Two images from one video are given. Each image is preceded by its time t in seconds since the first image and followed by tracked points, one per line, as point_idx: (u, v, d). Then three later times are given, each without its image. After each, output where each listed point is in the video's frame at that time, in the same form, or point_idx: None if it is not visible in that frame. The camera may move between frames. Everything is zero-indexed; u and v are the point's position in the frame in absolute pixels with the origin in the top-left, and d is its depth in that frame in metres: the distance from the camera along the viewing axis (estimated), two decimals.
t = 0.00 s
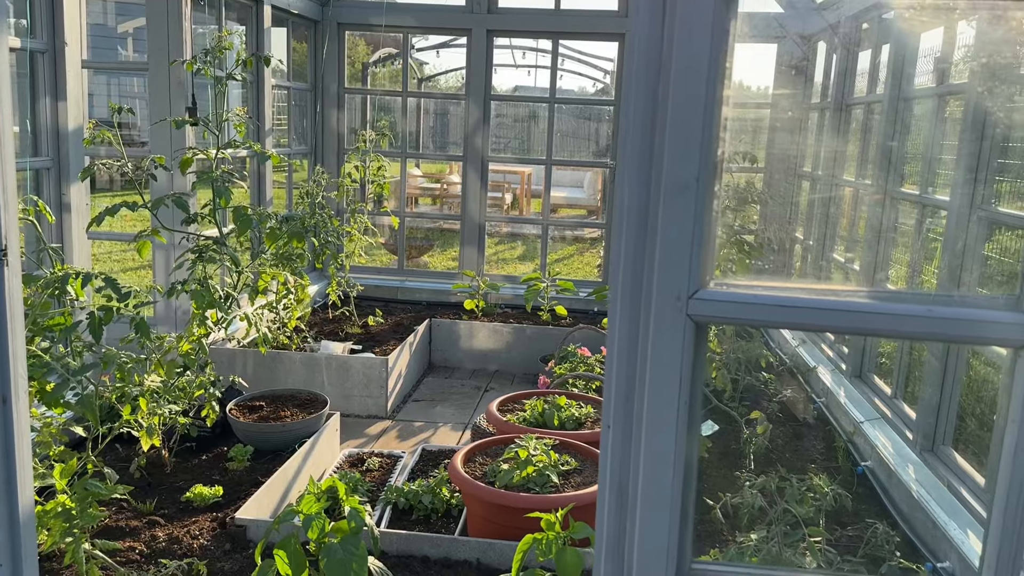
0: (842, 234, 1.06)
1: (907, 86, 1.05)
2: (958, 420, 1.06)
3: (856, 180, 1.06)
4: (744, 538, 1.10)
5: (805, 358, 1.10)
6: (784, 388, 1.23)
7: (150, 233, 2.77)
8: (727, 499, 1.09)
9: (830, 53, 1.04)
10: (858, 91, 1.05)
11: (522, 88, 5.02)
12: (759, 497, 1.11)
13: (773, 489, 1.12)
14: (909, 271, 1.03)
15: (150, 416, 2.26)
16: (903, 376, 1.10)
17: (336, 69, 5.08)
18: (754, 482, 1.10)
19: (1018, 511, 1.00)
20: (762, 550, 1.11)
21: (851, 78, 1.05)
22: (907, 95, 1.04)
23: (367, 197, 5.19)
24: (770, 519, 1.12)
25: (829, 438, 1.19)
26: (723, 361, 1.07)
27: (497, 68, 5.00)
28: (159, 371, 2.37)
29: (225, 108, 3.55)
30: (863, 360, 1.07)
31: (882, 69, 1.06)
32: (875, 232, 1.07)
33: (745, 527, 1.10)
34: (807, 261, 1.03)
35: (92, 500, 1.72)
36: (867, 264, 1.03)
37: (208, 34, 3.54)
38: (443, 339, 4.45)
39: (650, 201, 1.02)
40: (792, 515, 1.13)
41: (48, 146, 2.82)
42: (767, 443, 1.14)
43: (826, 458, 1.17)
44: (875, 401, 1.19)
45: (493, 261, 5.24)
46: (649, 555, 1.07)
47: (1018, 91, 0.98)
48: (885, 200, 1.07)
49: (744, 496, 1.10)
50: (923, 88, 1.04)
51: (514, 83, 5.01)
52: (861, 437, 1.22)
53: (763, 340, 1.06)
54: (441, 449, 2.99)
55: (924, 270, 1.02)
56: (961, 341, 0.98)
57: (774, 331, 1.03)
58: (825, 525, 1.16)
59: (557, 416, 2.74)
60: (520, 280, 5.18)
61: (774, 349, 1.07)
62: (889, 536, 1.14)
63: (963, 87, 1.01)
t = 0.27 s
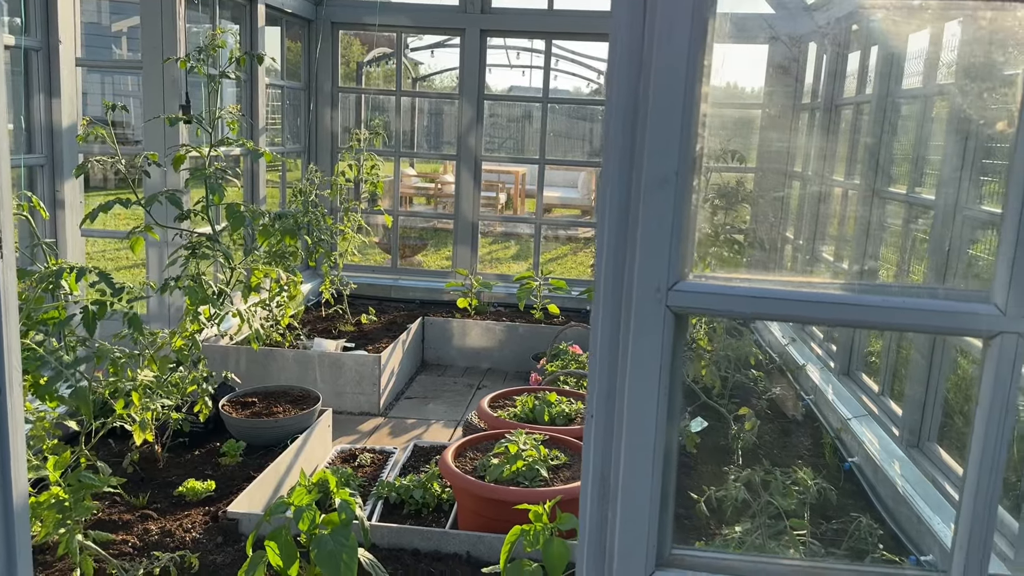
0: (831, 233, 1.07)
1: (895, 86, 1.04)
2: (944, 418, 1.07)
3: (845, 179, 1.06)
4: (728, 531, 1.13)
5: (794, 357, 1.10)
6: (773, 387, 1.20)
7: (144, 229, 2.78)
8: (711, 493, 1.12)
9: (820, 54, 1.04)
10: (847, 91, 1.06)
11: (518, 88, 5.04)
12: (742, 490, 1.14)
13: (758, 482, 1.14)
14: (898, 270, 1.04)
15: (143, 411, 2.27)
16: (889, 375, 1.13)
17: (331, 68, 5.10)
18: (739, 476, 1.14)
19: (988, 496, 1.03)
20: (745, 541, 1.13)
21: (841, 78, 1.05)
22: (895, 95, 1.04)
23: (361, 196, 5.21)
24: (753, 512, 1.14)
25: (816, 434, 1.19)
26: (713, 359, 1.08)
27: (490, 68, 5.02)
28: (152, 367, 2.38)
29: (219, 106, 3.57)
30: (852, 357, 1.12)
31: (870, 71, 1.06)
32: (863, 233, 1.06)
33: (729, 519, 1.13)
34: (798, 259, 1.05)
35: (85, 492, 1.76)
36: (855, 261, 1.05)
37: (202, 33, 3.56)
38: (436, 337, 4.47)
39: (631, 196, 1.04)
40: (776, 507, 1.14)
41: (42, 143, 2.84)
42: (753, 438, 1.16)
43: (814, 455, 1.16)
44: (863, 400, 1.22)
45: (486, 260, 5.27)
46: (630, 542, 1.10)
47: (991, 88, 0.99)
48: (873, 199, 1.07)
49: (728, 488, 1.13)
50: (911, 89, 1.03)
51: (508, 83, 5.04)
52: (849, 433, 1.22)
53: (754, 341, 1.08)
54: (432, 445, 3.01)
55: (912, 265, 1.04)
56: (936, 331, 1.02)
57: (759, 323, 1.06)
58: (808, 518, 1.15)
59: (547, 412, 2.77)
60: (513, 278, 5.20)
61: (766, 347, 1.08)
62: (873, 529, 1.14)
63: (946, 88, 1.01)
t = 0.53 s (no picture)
0: (822, 230, 1.10)
1: (886, 86, 1.09)
2: (932, 414, 1.09)
3: (835, 178, 1.10)
4: (718, 523, 1.16)
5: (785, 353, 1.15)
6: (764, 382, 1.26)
7: (140, 228, 2.80)
8: (700, 485, 1.16)
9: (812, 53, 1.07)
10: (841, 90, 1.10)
11: (511, 87, 5.07)
12: (730, 481, 1.18)
13: (747, 475, 1.18)
14: (886, 268, 1.07)
15: (139, 407, 2.29)
16: (880, 371, 1.14)
17: (325, 67, 5.11)
18: (728, 469, 1.18)
19: (965, 483, 1.06)
20: (733, 531, 1.16)
21: (833, 75, 1.07)
22: (884, 94, 1.09)
23: (355, 195, 5.23)
24: (742, 506, 1.16)
25: (806, 430, 1.23)
26: (703, 356, 1.13)
27: (484, 67, 5.05)
28: (148, 363, 2.40)
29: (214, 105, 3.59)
30: (844, 353, 1.13)
31: (862, 73, 1.11)
32: (852, 232, 1.10)
33: (719, 511, 1.17)
34: (789, 256, 1.07)
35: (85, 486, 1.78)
36: (845, 260, 1.07)
37: (197, 33, 3.58)
38: (431, 335, 4.50)
39: (618, 193, 1.07)
40: (762, 499, 1.16)
41: (38, 142, 2.86)
42: (744, 434, 1.20)
43: (804, 450, 1.19)
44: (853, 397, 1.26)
45: (480, 258, 5.29)
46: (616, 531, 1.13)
47: (966, 89, 1.02)
48: (864, 197, 1.11)
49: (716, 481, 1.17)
50: (903, 87, 1.07)
51: (503, 82, 5.07)
52: (838, 429, 1.26)
53: (747, 337, 1.12)
54: (427, 441, 3.03)
55: (902, 261, 1.07)
56: (918, 324, 1.05)
57: (748, 318, 1.09)
58: (795, 510, 1.17)
59: (540, 408, 2.80)
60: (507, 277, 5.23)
61: (757, 342, 1.13)
62: (860, 522, 1.16)
63: (936, 87, 1.04)
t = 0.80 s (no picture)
0: (818, 225, 1.12)
1: (880, 81, 1.10)
2: (926, 408, 1.11)
3: (831, 174, 1.12)
4: (717, 517, 1.17)
5: (783, 348, 1.19)
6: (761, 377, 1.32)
7: (140, 227, 2.80)
8: (700, 481, 1.17)
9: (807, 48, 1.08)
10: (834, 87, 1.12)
11: (507, 83, 5.07)
12: (730, 477, 1.17)
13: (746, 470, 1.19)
14: (881, 262, 1.09)
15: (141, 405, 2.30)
16: (875, 365, 1.18)
17: (321, 64, 5.11)
18: (726, 464, 1.19)
19: (963, 480, 1.08)
20: (731, 526, 1.17)
21: (826, 74, 1.12)
22: (879, 91, 1.11)
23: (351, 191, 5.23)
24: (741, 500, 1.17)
25: (804, 424, 1.28)
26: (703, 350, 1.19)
27: (479, 63, 5.05)
28: (149, 361, 2.41)
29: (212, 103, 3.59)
30: (839, 340, 1.16)
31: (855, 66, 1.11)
32: (848, 225, 1.13)
33: (718, 506, 1.17)
34: (785, 252, 1.09)
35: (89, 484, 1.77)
36: (842, 255, 1.10)
37: (193, 30, 3.58)
38: (429, 332, 4.51)
39: (622, 192, 1.09)
40: (762, 494, 1.18)
41: (36, 141, 2.85)
42: (742, 428, 1.24)
43: (801, 444, 1.24)
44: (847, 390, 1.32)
45: (476, 255, 5.31)
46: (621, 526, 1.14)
47: (963, 89, 1.03)
48: (858, 193, 1.14)
49: (716, 476, 1.17)
50: (896, 83, 1.09)
51: (497, 78, 5.06)
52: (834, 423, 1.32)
53: (742, 329, 1.14)
54: (426, 438, 3.05)
55: (896, 256, 1.08)
56: (918, 321, 1.06)
57: (745, 315, 1.11)
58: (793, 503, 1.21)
59: (539, 404, 2.81)
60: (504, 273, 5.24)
61: (753, 336, 1.15)
62: (858, 516, 1.19)
63: (930, 84, 1.05)
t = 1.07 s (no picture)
0: (815, 220, 1.13)
1: (882, 76, 1.09)
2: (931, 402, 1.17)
3: (832, 168, 1.11)
4: (732, 513, 1.19)
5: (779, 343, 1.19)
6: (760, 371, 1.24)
7: (149, 227, 2.80)
8: (715, 477, 1.18)
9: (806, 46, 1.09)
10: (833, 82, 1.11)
11: (496, 76, 5.07)
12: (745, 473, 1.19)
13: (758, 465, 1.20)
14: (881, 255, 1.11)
15: (154, 406, 2.31)
16: (877, 360, 1.22)
17: (319, 61, 5.10)
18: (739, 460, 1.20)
19: (989, 480, 1.09)
20: (747, 522, 1.19)
21: (826, 70, 1.11)
22: (880, 87, 1.09)
23: (350, 188, 5.23)
24: (755, 496, 1.19)
25: (808, 417, 1.29)
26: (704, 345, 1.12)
27: (476, 59, 5.05)
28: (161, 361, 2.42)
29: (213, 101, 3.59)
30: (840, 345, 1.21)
31: (857, 59, 1.11)
32: (849, 219, 1.12)
33: (733, 501, 1.19)
34: (784, 248, 1.11)
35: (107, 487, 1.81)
36: (843, 250, 1.11)
37: (194, 29, 3.58)
38: (430, 328, 4.52)
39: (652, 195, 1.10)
40: (777, 490, 1.21)
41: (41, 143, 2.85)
42: (744, 423, 1.22)
43: (806, 438, 1.27)
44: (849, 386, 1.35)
45: (476, 251, 5.32)
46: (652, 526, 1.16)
47: (989, 93, 1.06)
48: (860, 187, 1.12)
49: (730, 473, 1.19)
50: (896, 79, 1.09)
51: (489, 71, 5.07)
52: (837, 418, 1.34)
53: (743, 326, 1.13)
54: (434, 435, 3.06)
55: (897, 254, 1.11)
56: (946, 322, 1.08)
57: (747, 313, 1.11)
58: (805, 499, 1.21)
59: (548, 402, 2.84)
60: (503, 269, 5.25)
61: (753, 332, 1.14)
62: (868, 510, 1.21)
63: (933, 79, 1.08)
